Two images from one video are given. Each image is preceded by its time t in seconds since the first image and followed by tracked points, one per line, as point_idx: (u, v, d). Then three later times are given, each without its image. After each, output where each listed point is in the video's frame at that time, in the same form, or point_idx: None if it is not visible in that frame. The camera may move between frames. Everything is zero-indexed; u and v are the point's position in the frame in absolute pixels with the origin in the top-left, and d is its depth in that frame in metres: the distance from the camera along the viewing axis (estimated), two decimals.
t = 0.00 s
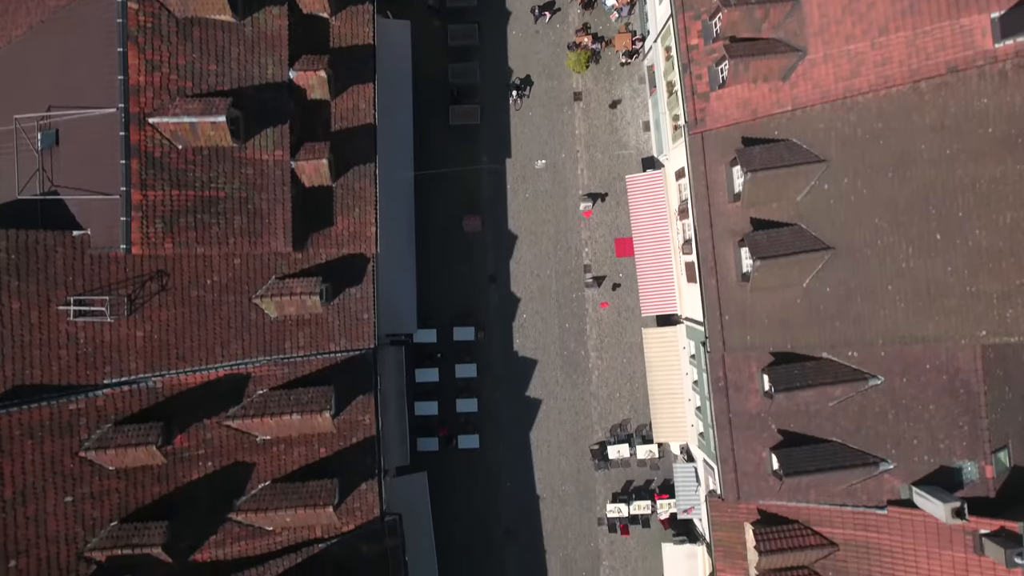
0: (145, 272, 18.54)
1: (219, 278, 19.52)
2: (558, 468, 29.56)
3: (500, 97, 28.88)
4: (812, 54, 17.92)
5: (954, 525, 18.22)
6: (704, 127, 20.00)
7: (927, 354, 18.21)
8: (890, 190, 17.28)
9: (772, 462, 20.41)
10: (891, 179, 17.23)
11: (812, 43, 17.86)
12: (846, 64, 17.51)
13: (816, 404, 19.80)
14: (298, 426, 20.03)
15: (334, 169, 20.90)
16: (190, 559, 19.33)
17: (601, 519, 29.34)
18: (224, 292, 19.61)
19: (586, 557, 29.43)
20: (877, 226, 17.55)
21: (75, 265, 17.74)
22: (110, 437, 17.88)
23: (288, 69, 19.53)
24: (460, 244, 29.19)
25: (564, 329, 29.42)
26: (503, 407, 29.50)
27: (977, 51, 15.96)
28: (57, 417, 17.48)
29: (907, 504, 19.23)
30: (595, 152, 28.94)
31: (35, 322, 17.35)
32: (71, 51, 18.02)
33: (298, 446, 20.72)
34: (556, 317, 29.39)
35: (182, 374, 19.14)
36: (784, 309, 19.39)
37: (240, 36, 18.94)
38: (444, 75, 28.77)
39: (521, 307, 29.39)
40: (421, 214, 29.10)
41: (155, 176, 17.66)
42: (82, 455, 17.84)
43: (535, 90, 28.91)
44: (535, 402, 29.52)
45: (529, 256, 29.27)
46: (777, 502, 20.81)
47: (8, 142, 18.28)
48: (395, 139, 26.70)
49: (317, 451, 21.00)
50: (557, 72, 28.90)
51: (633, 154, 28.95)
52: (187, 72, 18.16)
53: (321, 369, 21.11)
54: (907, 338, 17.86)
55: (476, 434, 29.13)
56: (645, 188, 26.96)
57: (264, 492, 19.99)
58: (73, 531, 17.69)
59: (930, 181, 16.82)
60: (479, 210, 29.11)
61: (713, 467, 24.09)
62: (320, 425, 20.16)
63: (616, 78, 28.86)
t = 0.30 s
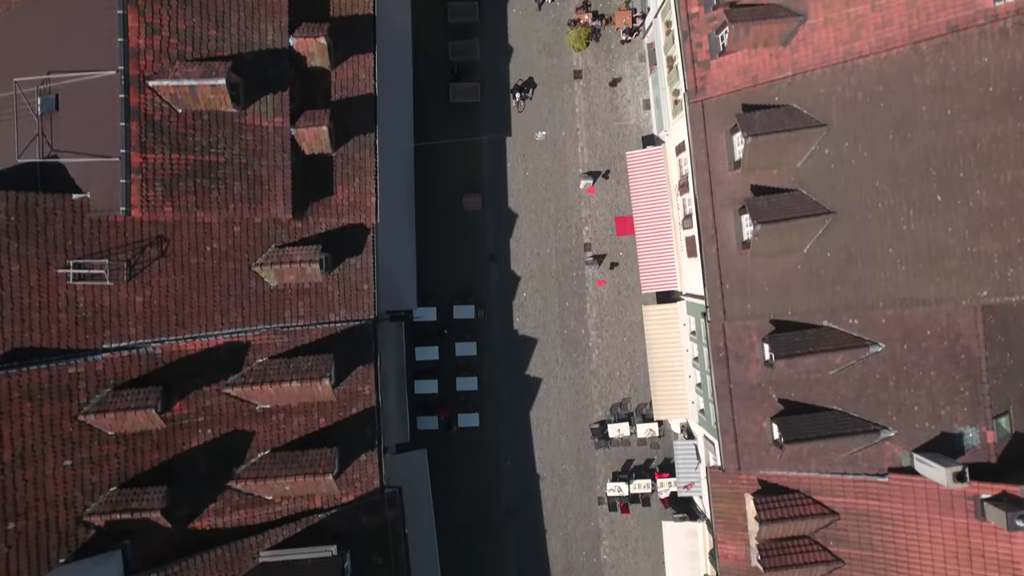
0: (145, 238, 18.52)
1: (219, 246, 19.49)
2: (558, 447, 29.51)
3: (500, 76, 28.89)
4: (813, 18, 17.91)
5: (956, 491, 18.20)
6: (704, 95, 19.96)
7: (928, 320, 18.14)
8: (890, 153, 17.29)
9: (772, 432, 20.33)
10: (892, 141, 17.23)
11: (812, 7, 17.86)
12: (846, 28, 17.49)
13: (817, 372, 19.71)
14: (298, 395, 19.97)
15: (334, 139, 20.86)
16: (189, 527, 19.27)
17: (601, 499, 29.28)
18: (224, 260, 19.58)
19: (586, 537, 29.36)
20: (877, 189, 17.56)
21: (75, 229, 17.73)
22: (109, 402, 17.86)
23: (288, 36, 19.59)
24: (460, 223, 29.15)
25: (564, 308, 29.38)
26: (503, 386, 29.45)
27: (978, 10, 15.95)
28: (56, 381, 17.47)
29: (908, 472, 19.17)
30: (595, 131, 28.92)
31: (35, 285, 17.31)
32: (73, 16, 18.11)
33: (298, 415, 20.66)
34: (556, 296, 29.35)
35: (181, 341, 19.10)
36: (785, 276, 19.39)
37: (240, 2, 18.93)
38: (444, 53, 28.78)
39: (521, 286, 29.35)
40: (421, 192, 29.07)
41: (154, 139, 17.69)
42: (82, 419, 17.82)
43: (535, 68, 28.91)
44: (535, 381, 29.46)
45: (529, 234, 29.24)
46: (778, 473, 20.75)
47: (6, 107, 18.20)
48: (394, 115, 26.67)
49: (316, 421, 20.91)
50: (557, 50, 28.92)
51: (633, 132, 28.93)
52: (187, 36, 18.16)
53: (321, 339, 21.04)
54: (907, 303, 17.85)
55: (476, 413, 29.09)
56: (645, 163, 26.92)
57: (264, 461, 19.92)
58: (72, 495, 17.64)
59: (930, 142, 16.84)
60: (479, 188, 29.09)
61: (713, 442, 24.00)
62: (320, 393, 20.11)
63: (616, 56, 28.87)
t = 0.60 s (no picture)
0: (145, 203, 18.45)
1: (219, 213, 19.45)
2: (558, 426, 29.46)
3: (501, 54, 28.92)
4: None
5: (957, 456, 18.17)
6: (705, 64, 19.93)
7: (927, 286, 18.18)
8: (891, 115, 17.34)
9: (773, 402, 20.21)
10: (893, 104, 17.28)
11: None
12: None
13: (817, 341, 19.63)
14: (297, 363, 19.89)
15: (334, 108, 20.85)
16: (189, 495, 19.22)
17: (601, 478, 29.21)
18: (224, 227, 19.54)
19: (586, 516, 29.29)
20: (878, 152, 17.61)
21: (75, 193, 17.72)
22: (108, 366, 17.81)
23: (288, 3, 19.65)
24: (460, 201, 29.12)
25: (564, 287, 29.33)
26: (503, 365, 29.40)
27: None
28: (56, 344, 17.44)
29: (909, 439, 19.13)
30: (595, 109, 28.90)
31: (34, 248, 17.27)
32: None
33: (297, 385, 20.58)
34: (556, 275, 29.30)
35: (180, 308, 19.05)
36: (785, 243, 19.39)
37: None
38: (444, 32, 28.82)
39: (521, 264, 29.32)
40: (421, 171, 29.05)
41: (154, 103, 17.83)
42: (81, 383, 17.79)
43: (535, 46, 28.94)
44: (535, 360, 29.42)
45: (529, 212, 29.21)
46: (778, 443, 20.72)
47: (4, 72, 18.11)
48: (394, 92, 26.69)
49: (316, 391, 20.82)
50: (557, 28, 28.94)
51: (633, 110, 28.92)
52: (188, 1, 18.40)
53: (321, 309, 20.89)
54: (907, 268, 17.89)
55: (476, 392, 29.06)
56: (645, 139, 26.86)
57: (263, 430, 19.83)
58: (71, 460, 17.59)
59: (931, 103, 16.91)
60: (479, 166, 29.07)
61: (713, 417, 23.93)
62: (319, 362, 20.05)
63: (616, 35, 28.90)
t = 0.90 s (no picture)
0: (144, 168, 18.41)
1: (218, 180, 19.41)
2: (558, 405, 29.41)
3: (500, 32, 28.97)
4: None
5: (958, 421, 18.13)
6: (704, 32, 19.90)
7: (928, 252, 18.11)
8: (892, 77, 17.45)
9: (772, 371, 20.18)
10: (893, 67, 17.38)
11: None
12: None
13: (817, 309, 19.54)
14: (297, 331, 19.83)
15: (334, 77, 20.81)
16: (188, 463, 19.17)
17: (601, 457, 29.16)
18: (224, 194, 19.50)
19: (586, 495, 29.26)
20: (878, 115, 17.68)
21: (74, 156, 17.71)
22: (107, 330, 17.77)
23: None
24: (460, 179, 29.09)
25: (564, 265, 29.30)
26: (503, 343, 29.36)
27: None
28: (55, 307, 17.42)
29: (909, 405, 19.08)
30: (595, 87, 28.89)
31: (33, 211, 17.24)
32: None
33: (297, 354, 20.51)
34: (556, 253, 29.28)
35: (180, 275, 19.01)
36: (785, 209, 19.41)
37: None
38: (444, 10, 28.90)
39: (521, 243, 29.29)
40: (421, 149, 29.03)
41: (153, 66, 17.91)
42: (80, 347, 17.75)
43: (535, 24, 28.95)
44: (535, 338, 29.38)
45: (529, 191, 29.18)
46: (778, 412, 20.69)
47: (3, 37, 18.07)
48: (393, 69, 26.74)
49: (316, 361, 20.72)
50: (557, 6, 28.99)
51: (633, 89, 28.91)
52: None
53: (321, 279, 20.79)
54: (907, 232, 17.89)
55: (476, 370, 29.01)
56: (645, 115, 26.84)
57: (263, 398, 19.76)
58: (70, 424, 17.55)
59: (931, 64, 17.00)
60: (479, 144, 29.06)
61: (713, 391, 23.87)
62: (318, 330, 19.97)
63: (616, 13, 28.98)
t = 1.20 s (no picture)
0: (143, 133, 18.43)
1: (218, 147, 19.40)
2: (558, 384, 29.34)
3: (500, 11, 29.04)
4: None
5: (959, 386, 18.09)
6: None
7: (929, 217, 18.07)
8: (892, 39, 17.51)
9: (772, 340, 20.12)
10: (893, 29, 17.43)
11: None
12: None
13: (818, 277, 19.49)
14: (297, 299, 19.70)
15: (334, 47, 20.84)
16: (186, 430, 19.11)
17: (601, 436, 29.07)
18: (224, 161, 19.49)
19: (586, 475, 29.19)
20: (879, 78, 17.75)
21: (74, 120, 17.73)
22: (107, 294, 17.73)
23: None
24: (460, 157, 29.07)
25: (564, 244, 29.27)
26: (503, 322, 29.32)
27: None
28: (54, 270, 17.42)
29: (910, 371, 19.06)
30: (595, 65, 28.88)
31: (32, 174, 17.22)
32: None
33: (297, 323, 20.39)
34: (556, 231, 29.25)
35: (179, 241, 18.96)
36: (785, 175, 19.49)
37: None
38: None
39: (521, 221, 29.26)
40: (421, 127, 29.01)
41: (153, 30, 17.93)
42: (79, 311, 17.72)
43: (535, 3, 28.97)
44: (535, 317, 29.34)
45: (529, 169, 29.17)
46: (778, 381, 20.60)
47: (1, 0, 17.99)
48: (393, 46, 26.83)
49: (315, 331, 20.60)
50: None
51: (633, 67, 28.91)
52: None
53: (321, 248, 20.68)
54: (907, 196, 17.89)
55: (476, 348, 28.98)
56: (645, 91, 26.80)
57: (263, 366, 19.68)
58: (68, 387, 17.50)
59: (931, 25, 17.04)
60: (478, 123, 29.06)
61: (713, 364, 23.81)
62: (318, 299, 19.86)
63: None
